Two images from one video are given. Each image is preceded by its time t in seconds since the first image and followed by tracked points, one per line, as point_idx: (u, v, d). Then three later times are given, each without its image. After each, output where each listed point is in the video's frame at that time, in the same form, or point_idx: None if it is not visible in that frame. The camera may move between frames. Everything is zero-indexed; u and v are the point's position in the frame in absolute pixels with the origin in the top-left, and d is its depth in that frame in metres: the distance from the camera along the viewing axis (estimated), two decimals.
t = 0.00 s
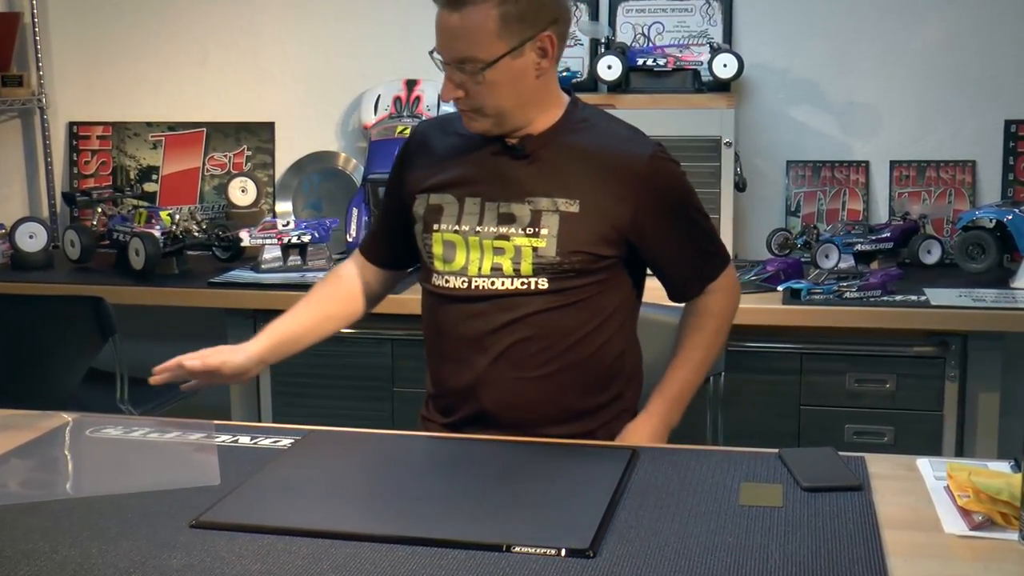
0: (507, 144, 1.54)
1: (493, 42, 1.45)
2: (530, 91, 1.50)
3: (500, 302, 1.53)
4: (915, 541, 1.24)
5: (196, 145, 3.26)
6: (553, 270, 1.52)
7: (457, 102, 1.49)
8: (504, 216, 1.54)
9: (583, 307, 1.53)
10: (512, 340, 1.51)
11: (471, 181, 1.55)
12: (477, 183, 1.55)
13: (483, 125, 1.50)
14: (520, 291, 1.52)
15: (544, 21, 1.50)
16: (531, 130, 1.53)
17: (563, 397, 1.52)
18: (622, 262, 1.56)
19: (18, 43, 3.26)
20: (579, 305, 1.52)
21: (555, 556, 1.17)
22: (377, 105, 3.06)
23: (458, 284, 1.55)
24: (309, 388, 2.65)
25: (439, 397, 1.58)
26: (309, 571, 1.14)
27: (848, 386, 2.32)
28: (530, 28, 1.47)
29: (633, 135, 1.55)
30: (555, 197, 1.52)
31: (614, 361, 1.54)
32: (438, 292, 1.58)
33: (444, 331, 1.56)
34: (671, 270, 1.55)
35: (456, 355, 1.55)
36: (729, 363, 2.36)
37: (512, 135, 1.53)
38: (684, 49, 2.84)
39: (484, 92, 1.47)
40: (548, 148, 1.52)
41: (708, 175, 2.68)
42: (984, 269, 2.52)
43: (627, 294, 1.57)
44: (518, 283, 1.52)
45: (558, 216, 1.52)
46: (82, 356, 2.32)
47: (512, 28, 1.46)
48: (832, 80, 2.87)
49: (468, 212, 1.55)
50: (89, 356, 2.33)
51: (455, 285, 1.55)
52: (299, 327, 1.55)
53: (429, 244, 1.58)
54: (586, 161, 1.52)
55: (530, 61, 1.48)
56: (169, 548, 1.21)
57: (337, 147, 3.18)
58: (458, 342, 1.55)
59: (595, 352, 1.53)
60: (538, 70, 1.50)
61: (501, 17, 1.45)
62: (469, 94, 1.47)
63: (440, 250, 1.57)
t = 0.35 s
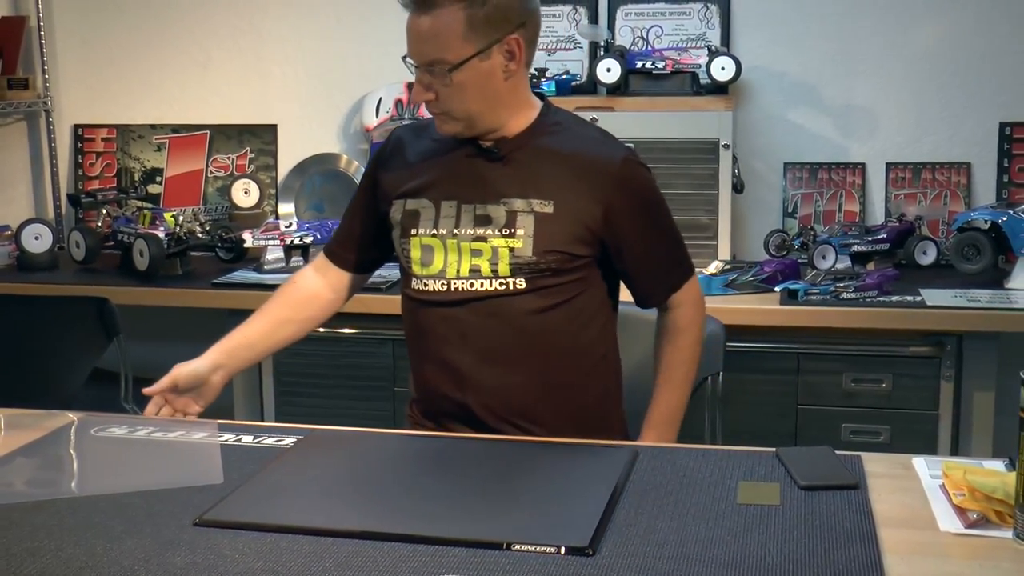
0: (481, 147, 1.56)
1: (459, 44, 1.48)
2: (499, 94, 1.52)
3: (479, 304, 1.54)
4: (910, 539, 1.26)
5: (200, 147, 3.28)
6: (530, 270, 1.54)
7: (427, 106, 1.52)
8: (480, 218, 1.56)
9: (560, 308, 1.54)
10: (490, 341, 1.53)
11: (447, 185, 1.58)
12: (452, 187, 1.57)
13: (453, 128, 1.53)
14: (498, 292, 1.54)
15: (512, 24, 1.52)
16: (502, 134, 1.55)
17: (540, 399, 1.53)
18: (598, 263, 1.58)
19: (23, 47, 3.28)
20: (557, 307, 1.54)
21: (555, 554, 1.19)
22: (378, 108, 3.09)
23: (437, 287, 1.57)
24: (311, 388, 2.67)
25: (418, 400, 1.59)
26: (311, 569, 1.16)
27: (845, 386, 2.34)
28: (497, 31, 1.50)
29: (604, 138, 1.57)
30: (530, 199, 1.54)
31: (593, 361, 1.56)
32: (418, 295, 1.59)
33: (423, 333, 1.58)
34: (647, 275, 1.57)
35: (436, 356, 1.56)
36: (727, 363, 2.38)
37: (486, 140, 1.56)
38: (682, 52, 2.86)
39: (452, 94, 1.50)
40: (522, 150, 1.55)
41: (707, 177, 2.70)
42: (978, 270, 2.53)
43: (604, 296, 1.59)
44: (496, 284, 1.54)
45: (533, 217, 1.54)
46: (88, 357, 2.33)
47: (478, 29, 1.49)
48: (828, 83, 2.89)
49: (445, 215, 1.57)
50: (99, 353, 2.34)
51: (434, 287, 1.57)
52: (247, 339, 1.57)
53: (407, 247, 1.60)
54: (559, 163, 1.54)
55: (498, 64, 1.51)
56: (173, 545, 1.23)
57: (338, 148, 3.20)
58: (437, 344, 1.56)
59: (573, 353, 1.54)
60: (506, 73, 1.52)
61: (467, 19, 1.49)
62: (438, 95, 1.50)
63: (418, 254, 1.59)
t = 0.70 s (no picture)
0: (472, 156, 1.62)
1: (448, 51, 1.53)
2: (489, 101, 1.57)
3: (475, 310, 1.59)
4: (896, 535, 1.31)
5: (208, 154, 3.34)
6: (524, 274, 1.59)
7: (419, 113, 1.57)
8: (474, 224, 1.61)
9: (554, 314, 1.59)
10: (485, 347, 1.58)
11: (440, 193, 1.63)
12: (445, 196, 1.63)
13: (445, 135, 1.58)
14: (492, 297, 1.59)
15: (501, 34, 1.57)
16: (493, 141, 1.60)
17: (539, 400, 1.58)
18: (591, 267, 1.63)
19: (36, 57, 3.34)
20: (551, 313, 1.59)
21: (554, 550, 1.24)
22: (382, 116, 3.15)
23: (434, 294, 1.62)
24: (316, 389, 2.72)
25: (417, 406, 1.65)
26: (316, 564, 1.21)
27: (836, 386, 2.39)
28: (486, 39, 1.55)
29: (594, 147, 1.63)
30: (522, 205, 1.59)
31: (588, 364, 1.61)
32: (414, 302, 1.64)
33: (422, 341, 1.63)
34: (638, 277, 1.62)
35: (433, 364, 1.61)
36: (722, 364, 2.43)
37: (478, 148, 1.61)
38: (678, 62, 2.92)
39: (443, 101, 1.55)
40: (513, 158, 1.60)
41: (702, 184, 2.75)
42: (965, 275, 2.59)
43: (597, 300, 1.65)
44: (491, 290, 1.59)
45: (526, 222, 1.59)
46: (100, 359, 2.39)
47: (467, 37, 1.54)
48: (821, 92, 2.94)
49: (440, 223, 1.63)
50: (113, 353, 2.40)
51: (430, 294, 1.62)
52: (243, 335, 1.65)
53: (403, 256, 1.65)
54: (550, 170, 1.60)
55: (487, 72, 1.56)
56: (183, 542, 1.28)
57: (343, 155, 3.26)
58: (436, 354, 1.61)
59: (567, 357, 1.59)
60: (496, 81, 1.57)
61: (455, 28, 1.54)
62: (429, 102, 1.55)
63: (414, 262, 1.64)
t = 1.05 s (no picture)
0: (469, 159, 1.67)
1: (450, 56, 1.57)
2: (489, 104, 1.62)
3: (471, 310, 1.65)
4: (883, 529, 1.36)
5: (216, 158, 3.40)
6: (516, 274, 1.64)
7: (421, 116, 1.61)
8: (471, 224, 1.66)
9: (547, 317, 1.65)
10: (483, 349, 1.64)
11: (439, 196, 1.68)
12: (444, 200, 1.68)
13: (446, 138, 1.62)
14: (487, 296, 1.64)
15: (499, 38, 1.62)
16: (491, 144, 1.65)
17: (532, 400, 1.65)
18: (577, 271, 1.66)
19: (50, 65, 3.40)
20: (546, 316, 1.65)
21: (553, 544, 1.28)
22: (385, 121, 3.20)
23: (430, 294, 1.67)
24: (321, 388, 2.78)
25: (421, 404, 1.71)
26: (320, 557, 1.26)
27: (828, 385, 2.44)
28: (485, 44, 1.59)
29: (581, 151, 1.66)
30: (515, 207, 1.64)
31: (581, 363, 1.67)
32: (413, 303, 1.70)
33: (424, 344, 1.68)
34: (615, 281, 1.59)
35: (434, 364, 1.67)
36: (717, 363, 2.48)
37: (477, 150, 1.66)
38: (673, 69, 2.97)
39: (445, 104, 1.59)
40: (508, 162, 1.65)
41: (696, 187, 2.80)
42: (953, 276, 2.65)
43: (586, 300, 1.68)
44: (485, 289, 1.64)
45: (518, 224, 1.64)
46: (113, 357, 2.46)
47: (467, 42, 1.58)
48: (813, 98, 2.99)
49: (438, 225, 1.68)
50: (126, 352, 2.46)
51: (427, 294, 1.67)
52: (247, 323, 1.74)
53: (403, 257, 1.71)
54: (540, 175, 1.63)
55: (487, 75, 1.60)
56: (191, 536, 1.33)
57: (347, 160, 3.32)
58: (440, 355, 1.66)
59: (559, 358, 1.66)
60: (495, 84, 1.62)
61: (457, 33, 1.58)
62: (432, 106, 1.60)
63: (412, 262, 1.69)
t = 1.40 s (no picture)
0: (459, 165, 1.70)
1: (450, 59, 1.57)
2: (487, 107, 1.62)
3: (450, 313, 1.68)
4: (873, 524, 1.40)
5: (222, 162, 3.44)
6: (483, 282, 1.65)
7: (421, 115, 1.61)
8: (453, 227, 1.68)
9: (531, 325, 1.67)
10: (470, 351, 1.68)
11: (429, 198, 1.72)
12: (433, 203, 1.72)
13: (443, 137, 1.64)
14: (462, 302, 1.67)
15: (503, 41, 1.60)
16: (484, 148, 1.66)
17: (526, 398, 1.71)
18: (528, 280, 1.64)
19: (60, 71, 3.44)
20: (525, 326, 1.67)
21: (552, 540, 1.32)
22: (388, 125, 3.25)
23: (417, 294, 1.71)
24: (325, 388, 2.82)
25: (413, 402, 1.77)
26: (325, 553, 1.29)
27: (821, 383, 2.48)
28: (488, 47, 1.58)
29: (570, 166, 1.63)
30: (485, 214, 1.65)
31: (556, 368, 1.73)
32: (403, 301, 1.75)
33: (414, 342, 1.73)
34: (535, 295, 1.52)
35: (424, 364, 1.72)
36: (713, 363, 2.52)
37: (473, 153, 1.67)
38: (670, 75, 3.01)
39: (446, 104, 1.59)
40: (490, 169, 1.66)
41: (691, 190, 2.84)
42: (942, 276, 2.68)
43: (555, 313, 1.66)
44: (459, 294, 1.67)
45: (487, 230, 1.64)
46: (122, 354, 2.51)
47: (470, 44, 1.58)
48: (807, 103, 3.03)
49: (427, 227, 1.72)
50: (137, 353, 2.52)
51: (414, 295, 1.71)
52: (264, 299, 1.83)
53: (399, 256, 1.75)
54: (513, 185, 1.63)
55: (488, 79, 1.60)
56: (198, 532, 1.36)
57: (351, 163, 3.36)
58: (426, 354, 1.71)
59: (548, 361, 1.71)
60: (495, 87, 1.61)
61: (460, 36, 1.57)
62: (431, 106, 1.60)
63: (404, 262, 1.73)
